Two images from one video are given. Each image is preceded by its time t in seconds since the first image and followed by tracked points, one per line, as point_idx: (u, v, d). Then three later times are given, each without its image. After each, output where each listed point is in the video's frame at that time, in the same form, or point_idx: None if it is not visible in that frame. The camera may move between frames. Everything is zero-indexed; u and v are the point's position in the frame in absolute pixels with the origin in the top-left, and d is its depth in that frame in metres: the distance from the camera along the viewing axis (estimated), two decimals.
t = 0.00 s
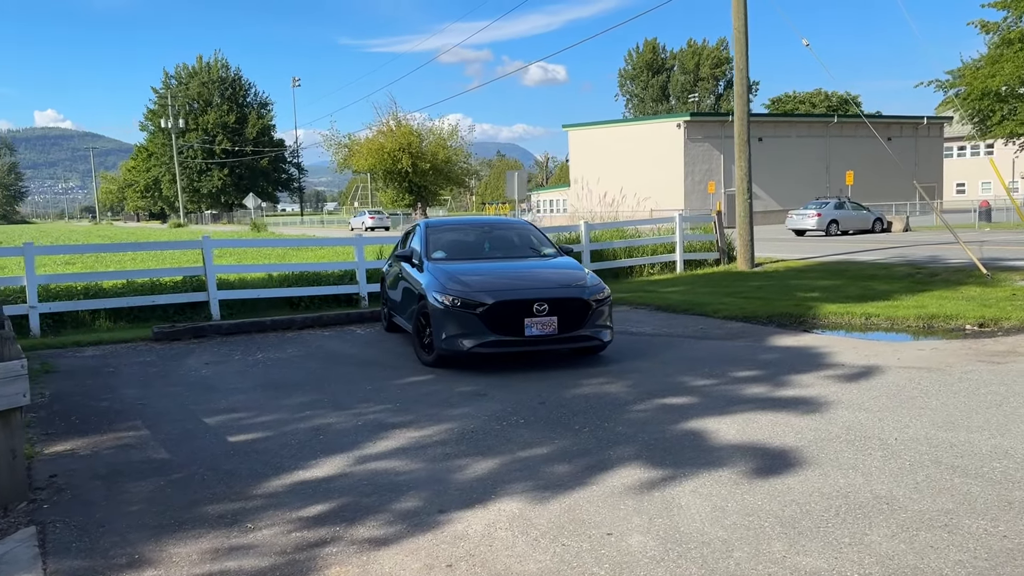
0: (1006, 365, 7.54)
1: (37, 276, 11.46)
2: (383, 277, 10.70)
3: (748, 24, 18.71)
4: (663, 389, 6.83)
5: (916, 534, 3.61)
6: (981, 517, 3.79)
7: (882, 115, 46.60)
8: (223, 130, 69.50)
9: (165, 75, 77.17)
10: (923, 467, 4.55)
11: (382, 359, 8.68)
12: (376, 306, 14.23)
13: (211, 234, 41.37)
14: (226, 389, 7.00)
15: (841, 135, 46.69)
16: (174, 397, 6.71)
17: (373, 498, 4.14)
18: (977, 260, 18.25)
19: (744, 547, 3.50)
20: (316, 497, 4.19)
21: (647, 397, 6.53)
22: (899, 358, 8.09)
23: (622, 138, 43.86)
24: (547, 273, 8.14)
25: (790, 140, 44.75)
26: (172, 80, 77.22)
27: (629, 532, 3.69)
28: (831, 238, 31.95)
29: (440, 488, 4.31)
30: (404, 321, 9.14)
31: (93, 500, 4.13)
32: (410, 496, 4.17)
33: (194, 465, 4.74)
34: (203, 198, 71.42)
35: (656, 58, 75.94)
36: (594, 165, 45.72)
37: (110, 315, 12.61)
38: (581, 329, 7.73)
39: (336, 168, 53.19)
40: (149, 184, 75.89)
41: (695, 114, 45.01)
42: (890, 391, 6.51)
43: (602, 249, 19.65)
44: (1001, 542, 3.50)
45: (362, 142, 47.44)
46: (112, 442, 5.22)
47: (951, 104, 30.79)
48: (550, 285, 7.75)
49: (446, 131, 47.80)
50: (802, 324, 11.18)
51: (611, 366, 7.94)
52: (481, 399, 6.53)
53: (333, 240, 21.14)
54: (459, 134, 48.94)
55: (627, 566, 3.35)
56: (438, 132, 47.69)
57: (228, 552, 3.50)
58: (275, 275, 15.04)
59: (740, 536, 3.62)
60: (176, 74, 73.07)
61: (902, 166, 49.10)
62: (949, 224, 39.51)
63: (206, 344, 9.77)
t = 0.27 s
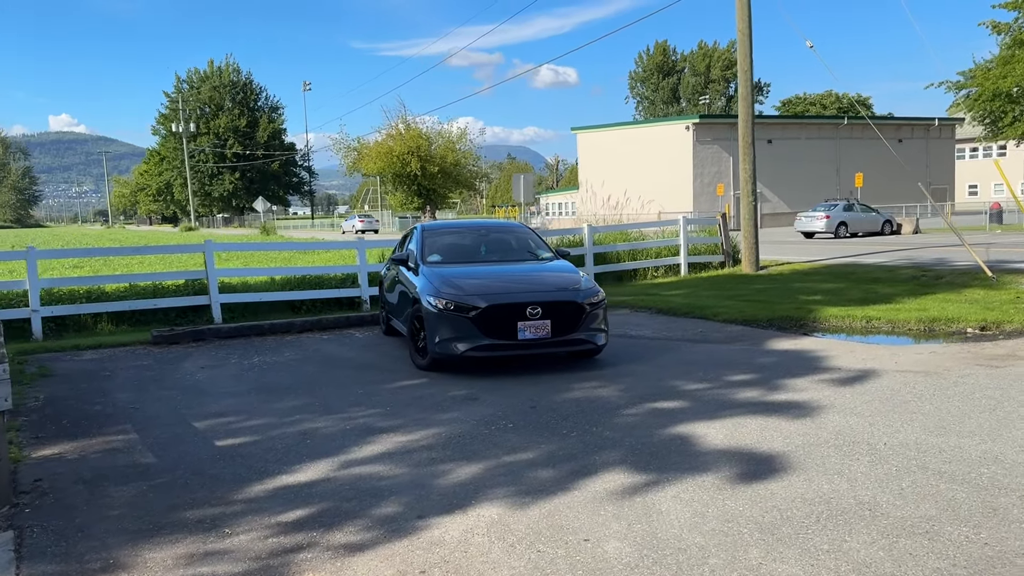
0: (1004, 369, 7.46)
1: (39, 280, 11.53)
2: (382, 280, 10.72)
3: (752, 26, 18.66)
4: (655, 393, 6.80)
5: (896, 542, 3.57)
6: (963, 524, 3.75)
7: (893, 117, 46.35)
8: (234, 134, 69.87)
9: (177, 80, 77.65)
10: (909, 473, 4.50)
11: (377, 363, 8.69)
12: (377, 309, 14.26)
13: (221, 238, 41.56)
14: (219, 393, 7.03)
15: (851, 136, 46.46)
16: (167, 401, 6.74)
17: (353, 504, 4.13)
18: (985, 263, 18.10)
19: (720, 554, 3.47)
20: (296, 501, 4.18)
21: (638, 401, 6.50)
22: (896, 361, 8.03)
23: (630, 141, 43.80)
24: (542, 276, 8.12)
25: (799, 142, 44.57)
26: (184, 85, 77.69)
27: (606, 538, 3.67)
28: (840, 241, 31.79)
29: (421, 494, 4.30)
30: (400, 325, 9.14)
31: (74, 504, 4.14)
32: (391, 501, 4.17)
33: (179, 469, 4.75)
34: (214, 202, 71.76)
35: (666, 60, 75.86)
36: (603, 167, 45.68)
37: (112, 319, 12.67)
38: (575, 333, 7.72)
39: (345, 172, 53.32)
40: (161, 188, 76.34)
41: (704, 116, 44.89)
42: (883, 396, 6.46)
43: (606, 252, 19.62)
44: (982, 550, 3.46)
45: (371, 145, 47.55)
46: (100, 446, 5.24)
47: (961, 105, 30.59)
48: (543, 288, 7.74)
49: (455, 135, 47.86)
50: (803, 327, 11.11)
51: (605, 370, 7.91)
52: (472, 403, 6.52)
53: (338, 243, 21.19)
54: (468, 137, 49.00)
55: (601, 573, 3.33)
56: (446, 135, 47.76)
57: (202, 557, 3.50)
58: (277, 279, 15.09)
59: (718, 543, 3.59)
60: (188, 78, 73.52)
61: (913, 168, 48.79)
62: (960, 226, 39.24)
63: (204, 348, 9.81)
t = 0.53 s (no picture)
0: (1009, 372, 7.35)
1: (45, 282, 11.60)
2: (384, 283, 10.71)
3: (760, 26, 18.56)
4: (653, 396, 6.74)
5: (885, 549, 3.51)
6: (956, 531, 3.68)
7: (907, 118, 46.01)
8: (248, 138, 70.22)
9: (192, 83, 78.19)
10: (904, 478, 4.43)
11: (376, 365, 8.67)
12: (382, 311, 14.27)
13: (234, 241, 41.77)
14: (216, 395, 7.03)
15: (864, 138, 46.16)
16: (163, 403, 6.74)
17: (338, 508, 4.11)
18: (997, 265, 17.91)
19: (705, 561, 3.42)
20: (282, 506, 4.15)
21: (635, 404, 6.44)
22: (899, 364, 7.93)
23: (641, 143, 43.68)
24: (540, 278, 8.08)
25: (811, 144, 44.32)
26: (198, 88, 78.20)
27: (591, 544, 3.63)
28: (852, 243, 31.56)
29: (408, 498, 4.27)
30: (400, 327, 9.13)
31: (60, 507, 4.14)
32: (377, 506, 4.14)
33: (168, 473, 4.74)
34: (228, 205, 72.17)
35: (679, 62, 75.74)
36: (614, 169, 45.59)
37: (117, 321, 12.73)
38: (573, 335, 7.67)
39: (357, 174, 53.48)
40: (176, 191, 76.87)
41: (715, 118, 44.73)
42: (883, 399, 6.37)
43: (613, 255, 19.54)
44: (974, 558, 3.39)
45: (382, 148, 47.66)
46: (92, 449, 5.24)
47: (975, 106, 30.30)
48: (541, 290, 7.70)
49: (466, 137, 47.90)
50: (808, 329, 11.01)
51: (604, 372, 7.86)
52: (468, 406, 6.48)
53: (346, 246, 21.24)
54: (479, 139, 49.03)
55: None
56: (458, 138, 47.80)
57: (183, 562, 3.48)
58: (283, 281, 15.12)
59: (704, 550, 3.53)
60: (202, 82, 74.03)
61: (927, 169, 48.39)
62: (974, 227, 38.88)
63: (206, 350, 9.83)
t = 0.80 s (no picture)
0: (1018, 375, 7.21)
1: (51, 285, 11.65)
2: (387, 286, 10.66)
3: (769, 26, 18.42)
4: (652, 399, 6.64)
5: (878, 559, 3.41)
6: (952, 540, 3.57)
7: (922, 118, 45.61)
8: (263, 141, 70.58)
9: (207, 88, 78.74)
10: (903, 485, 4.32)
11: (376, 368, 8.61)
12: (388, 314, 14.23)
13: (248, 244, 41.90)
14: (212, 399, 7.00)
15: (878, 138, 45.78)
16: (159, 407, 6.71)
17: (323, 514, 4.04)
18: (1011, 266, 17.67)
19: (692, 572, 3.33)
20: (266, 512, 4.10)
21: (633, 408, 6.35)
22: (906, 367, 7.79)
23: (653, 145, 43.51)
24: (540, 280, 8.00)
25: (825, 145, 44.00)
26: (213, 93, 78.71)
27: (576, 553, 3.55)
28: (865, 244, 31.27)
29: (394, 504, 4.20)
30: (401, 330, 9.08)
31: (43, 512, 4.10)
32: (362, 512, 4.07)
33: (156, 478, 4.70)
34: (243, 208, 72.56)
35: (693, 64, 75.53)
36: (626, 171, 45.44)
37: (123, 324, 12.77)
38: (573, 338, 7.59)
39: (370, 178, 53.60)
40: (191, 195, 77.38)
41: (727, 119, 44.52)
42: (887, 403, 6.25)
43: (622, 257, 19.44)
44: (971, 569, 3.28)
45: (395, 151, 47.71)
46: (83, 453, 5.21)
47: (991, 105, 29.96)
48: (540, 293, 7.62)
49: (478, 140, 47.88)
50: (815, 332, 10.87)
51: (604, 376, 7.77)
52: (464, 410, 6.41)
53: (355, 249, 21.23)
54: (491, 142, 49.00)
55: None
56: (470, 140, 47.79)
57: (159, 570, 3.43)
58: (289, 284, 15.12)
59: (691, 559, 3.45)
60: (217, 87, 74.52)
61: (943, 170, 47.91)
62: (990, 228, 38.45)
63: (208, 353, 9.81)
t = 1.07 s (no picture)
0: None
1: (59, 290, 11.71)
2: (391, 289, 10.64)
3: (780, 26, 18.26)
4: (653, 405, 6.56)
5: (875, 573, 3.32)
6: (953, 554, 3.47)
7: (939, 118, 45.16)
8: (278, 145, 70.95)
9: (223, 92, 79.29)
10: (905, 495, 4.21)
11: (379, 373, 8.57)
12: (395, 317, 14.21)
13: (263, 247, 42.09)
14: (212, 404, 6.97)
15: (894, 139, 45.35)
16: (159, 413, 6.70)
17: (312, 524, 3.99)
18: None
19: None
20: (255, 521, 4.05)
21: (634, 414, 6.27)
22: (915, 372, 7.66)
23: (666, 146, 43.33)
24: (542, 284, 7.94)
25: (841, 145, 43.64)
26: (229, 97, 79.23)
27: (565, 566, 3.48)
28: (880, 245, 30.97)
29: (385, 513, 4.15)
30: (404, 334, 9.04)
31: (32, 520, 4.07)
32: (352, 522, 4.02)
33: (148, 485, 4.66)
34: (259, 212, 72.92)
35: (708, 65, 75.27)
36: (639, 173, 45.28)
37: (131, 328, 12.81)
38: (575, 342, 7.52)
39: (383, 180, 53.72)
40: (208, 198, 77.90)
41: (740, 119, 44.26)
42: (893, 410, 6.13)
43: (631, 259, 19.32)
44: None
45: (408, 154, 47.80)
46: (77, 460, 5.19)
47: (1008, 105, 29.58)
48: (542, 297, 7.56)
49: (491, 142, 47.87)
50: (824, 336, 10.73)
51: (607, 381, 7.69)
52: (463, 416, 6.36)
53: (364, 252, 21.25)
54: (505, 144, 48.98)
55: None
56: (483, 143, 47.79)
57: None
58: (297, 288, 15.14)
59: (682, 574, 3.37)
60: (233, 90, 75.05)
61: (960, 170, 47.40)
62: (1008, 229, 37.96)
63: (212, 358, 9.81)
